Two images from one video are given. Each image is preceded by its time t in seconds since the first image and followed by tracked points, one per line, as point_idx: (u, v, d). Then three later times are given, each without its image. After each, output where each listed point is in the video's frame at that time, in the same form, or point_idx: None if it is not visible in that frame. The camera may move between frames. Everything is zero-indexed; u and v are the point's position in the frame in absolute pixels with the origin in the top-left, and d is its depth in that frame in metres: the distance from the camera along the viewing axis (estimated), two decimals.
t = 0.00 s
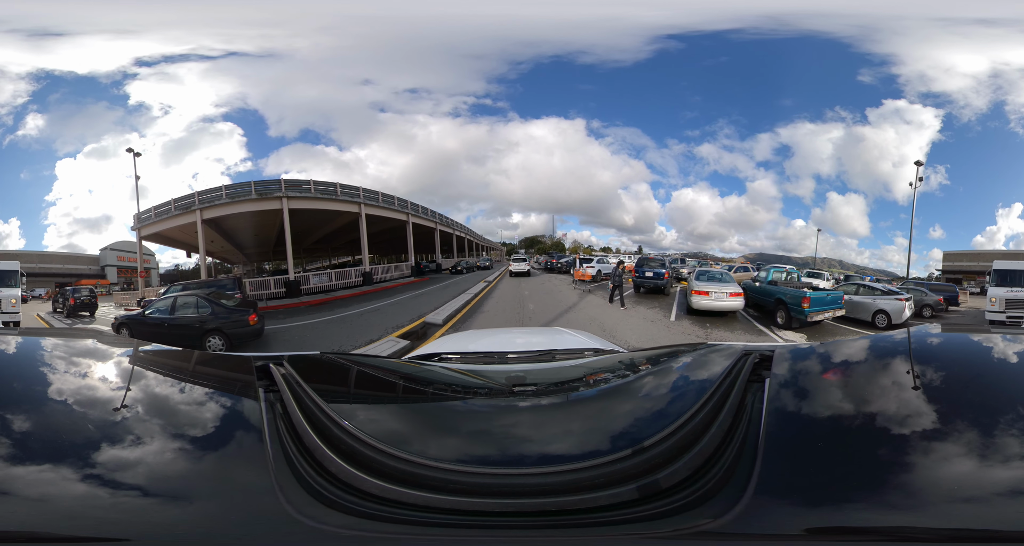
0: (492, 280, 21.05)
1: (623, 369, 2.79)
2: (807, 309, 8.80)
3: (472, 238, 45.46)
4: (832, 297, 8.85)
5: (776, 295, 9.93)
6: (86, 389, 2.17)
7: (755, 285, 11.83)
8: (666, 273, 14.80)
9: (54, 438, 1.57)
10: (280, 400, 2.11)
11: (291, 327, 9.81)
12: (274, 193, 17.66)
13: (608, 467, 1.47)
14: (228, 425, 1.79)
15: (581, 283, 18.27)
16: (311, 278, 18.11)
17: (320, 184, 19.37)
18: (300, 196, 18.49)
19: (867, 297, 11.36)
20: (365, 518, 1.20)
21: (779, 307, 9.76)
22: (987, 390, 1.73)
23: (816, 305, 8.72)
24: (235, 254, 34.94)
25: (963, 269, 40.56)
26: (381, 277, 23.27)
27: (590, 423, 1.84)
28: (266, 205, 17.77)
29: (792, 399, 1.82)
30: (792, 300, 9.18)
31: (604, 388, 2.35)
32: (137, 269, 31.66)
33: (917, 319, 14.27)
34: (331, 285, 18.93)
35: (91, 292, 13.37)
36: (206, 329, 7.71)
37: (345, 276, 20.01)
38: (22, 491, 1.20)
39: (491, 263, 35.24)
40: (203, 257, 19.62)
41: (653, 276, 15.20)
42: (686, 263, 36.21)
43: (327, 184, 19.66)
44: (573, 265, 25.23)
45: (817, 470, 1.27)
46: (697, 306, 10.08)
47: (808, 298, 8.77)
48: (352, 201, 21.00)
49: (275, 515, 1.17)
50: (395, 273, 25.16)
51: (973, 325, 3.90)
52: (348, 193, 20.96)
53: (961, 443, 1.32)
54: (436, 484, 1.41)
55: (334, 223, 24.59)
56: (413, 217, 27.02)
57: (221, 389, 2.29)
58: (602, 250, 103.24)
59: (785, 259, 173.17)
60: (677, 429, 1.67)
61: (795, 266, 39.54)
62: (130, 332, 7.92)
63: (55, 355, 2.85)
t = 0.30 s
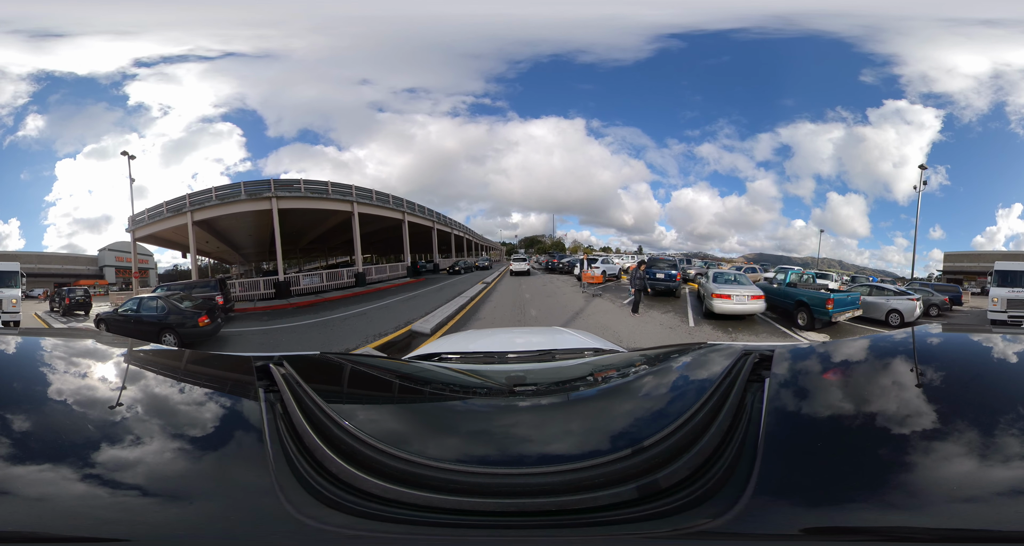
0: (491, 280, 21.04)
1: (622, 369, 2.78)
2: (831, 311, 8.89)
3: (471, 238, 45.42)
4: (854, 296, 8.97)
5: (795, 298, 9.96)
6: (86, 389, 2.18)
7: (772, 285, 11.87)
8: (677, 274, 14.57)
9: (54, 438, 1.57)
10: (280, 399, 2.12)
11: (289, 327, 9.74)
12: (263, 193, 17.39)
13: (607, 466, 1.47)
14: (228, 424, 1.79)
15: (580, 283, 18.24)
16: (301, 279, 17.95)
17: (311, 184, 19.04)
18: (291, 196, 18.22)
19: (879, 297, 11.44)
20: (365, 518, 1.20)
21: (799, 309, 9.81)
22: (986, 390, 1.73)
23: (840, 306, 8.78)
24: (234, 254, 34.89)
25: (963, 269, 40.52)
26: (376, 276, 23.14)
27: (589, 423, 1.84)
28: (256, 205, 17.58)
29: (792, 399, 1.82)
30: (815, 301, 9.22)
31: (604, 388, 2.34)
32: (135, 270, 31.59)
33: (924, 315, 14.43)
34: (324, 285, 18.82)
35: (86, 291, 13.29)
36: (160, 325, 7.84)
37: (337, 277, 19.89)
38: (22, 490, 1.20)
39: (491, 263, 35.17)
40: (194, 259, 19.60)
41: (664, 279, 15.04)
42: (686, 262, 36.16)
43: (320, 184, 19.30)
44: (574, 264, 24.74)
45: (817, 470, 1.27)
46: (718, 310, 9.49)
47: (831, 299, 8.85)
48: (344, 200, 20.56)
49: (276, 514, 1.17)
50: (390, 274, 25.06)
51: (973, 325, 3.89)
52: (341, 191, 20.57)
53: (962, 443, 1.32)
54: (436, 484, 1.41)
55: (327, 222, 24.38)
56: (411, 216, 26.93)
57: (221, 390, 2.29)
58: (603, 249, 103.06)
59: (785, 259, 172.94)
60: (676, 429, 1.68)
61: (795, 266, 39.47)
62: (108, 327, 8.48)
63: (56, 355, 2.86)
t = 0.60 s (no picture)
0: (489, 281, 21.01)
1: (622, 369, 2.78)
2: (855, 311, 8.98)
3: (471, 238, 45.41)
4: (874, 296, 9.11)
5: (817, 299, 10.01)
6: (86, 389, 2.18)
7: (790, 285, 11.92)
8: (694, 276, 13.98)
9: (55, 438, 1.58)
10: (280, 399, 2.12)
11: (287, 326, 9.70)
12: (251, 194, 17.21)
13: (608, 467, 1.47)
14: (228, 424, 1.80)
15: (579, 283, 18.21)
16: (290, 281, 17.81)
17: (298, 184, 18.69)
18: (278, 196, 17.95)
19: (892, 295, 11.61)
20: (365, 517, 1.21)
21: (821, 310, 9.86)
22: (987, 391, 1.73)
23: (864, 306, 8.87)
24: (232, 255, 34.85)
25: (964, 270, 40.54)
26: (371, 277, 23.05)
27: (588, 423, 1.84)
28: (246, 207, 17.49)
29: (792, 399, 1.82)
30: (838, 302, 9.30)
31: (603, 387, 2.35)
32: (134, 270, 31.62)
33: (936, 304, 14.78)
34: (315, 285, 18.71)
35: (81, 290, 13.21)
36: (128, 320, 7.96)
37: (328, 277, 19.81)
38: (23, 490, 1.20)
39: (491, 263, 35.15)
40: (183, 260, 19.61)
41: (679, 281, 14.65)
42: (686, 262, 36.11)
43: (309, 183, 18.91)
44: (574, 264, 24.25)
45: (817, 470, 1.27)
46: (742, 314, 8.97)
47: (855, 300, 8.89)
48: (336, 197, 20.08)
49: (277, 514, 1.17)
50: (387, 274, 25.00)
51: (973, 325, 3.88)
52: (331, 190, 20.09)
53: (963, 443, 1.32)
54: (436, 484, 1.41)
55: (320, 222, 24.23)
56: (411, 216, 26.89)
57: (221, 389, 2.30)
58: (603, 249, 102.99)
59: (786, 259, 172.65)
60: (676, 429, 1.68)
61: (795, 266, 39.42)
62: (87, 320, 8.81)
63: (56, 355, 2.87)
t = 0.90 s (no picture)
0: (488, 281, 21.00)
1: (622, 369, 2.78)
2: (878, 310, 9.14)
3: (471, 238, 45.42)
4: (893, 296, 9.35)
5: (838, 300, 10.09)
6: (87, 389, 2.18)
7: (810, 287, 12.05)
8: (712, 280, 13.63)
9: (56, 438, 1.58)
10: (281, 399, 2.12)
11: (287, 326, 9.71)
12: (238, 195, 17.04)
13: (607, 467, 1.47)
14: (228, 423, 1.81)
15: (579, 283, 18.21)
16: (278, 282, 17.77)
17: (286, 184, 18.44)
18: (265, 197, 17.75)
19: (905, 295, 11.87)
20: (365, 517, 1.21)
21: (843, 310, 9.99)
22: (988, 391, 1.73)
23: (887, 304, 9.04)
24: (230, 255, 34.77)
25: (965, 270, 40.27)
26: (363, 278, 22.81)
27: (587, 423, 1.84)
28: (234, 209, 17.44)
29: (792, 400, 1.82)
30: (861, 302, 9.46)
31: (603, 388, 2.35)
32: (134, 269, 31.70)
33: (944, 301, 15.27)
34: (303, 288, 18.65)
35: (77, 289, 13.15)
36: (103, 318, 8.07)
37: (316, 278, 19.81)
38: (27, 490, 1.21)
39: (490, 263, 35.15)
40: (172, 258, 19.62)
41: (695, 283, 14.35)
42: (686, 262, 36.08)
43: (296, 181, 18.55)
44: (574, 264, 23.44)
45: (818, 471, 1.27)
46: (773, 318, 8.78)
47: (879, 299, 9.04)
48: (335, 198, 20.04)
49: (277, 514, 1.17)
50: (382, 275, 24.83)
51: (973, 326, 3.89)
52: (320, 190, 19.73)
53: (964, 444, 1.32)
54: (436, 484, 1.41)
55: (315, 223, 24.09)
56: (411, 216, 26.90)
57: (221, 389, 2.30)
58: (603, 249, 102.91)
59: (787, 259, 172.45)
60: (675, 429, 1.68)
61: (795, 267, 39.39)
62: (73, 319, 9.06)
63: (56, 355, 2.88)
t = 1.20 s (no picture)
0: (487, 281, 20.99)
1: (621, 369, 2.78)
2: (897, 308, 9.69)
3: (471, 238, 45.50)
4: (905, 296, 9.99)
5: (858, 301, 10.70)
6: (86, 390, 2.19)
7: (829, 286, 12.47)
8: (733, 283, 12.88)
9: (58, 437, 1.59)
10: (281, 399, 2.12)
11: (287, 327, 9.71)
12: (224, 197, 16.75)
13: (607, 466, 1.47)
14: (229, 422, 1.81)
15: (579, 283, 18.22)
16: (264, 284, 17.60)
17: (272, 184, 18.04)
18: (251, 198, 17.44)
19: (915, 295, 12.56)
20: (365, 517, 1.21)
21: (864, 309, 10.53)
22: (988, 391, 1.73)
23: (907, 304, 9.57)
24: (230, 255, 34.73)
25: (965, 270, 40.29)
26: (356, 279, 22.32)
27: (586, 423, 1.84)
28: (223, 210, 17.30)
29: (791, 400, 1.82)
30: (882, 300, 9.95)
31: (602, 387, 2.35)
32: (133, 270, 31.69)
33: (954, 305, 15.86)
34: (292, 289, 18.27)
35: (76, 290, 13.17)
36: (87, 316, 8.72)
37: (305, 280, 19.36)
38: (29, 490, 1.21)
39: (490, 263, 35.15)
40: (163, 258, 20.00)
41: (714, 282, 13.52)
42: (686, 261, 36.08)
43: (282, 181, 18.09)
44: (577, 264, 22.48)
45: (818, 471, 1.27)
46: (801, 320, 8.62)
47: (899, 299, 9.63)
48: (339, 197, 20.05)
49: (277, 513, 1.17)
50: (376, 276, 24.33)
51: (975, 326, 3.88)
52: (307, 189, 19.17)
53: (965, 444, 1.32)
54: (435, 484, 1.42)
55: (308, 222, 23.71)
56: (411, 216, 26.87)
57: (220, 389, 2.30)
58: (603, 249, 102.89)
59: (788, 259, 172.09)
60: (673, 429, 1.68)
61: (796, 267, 39.29)
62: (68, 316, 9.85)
63: (56, 356, 2.88)
